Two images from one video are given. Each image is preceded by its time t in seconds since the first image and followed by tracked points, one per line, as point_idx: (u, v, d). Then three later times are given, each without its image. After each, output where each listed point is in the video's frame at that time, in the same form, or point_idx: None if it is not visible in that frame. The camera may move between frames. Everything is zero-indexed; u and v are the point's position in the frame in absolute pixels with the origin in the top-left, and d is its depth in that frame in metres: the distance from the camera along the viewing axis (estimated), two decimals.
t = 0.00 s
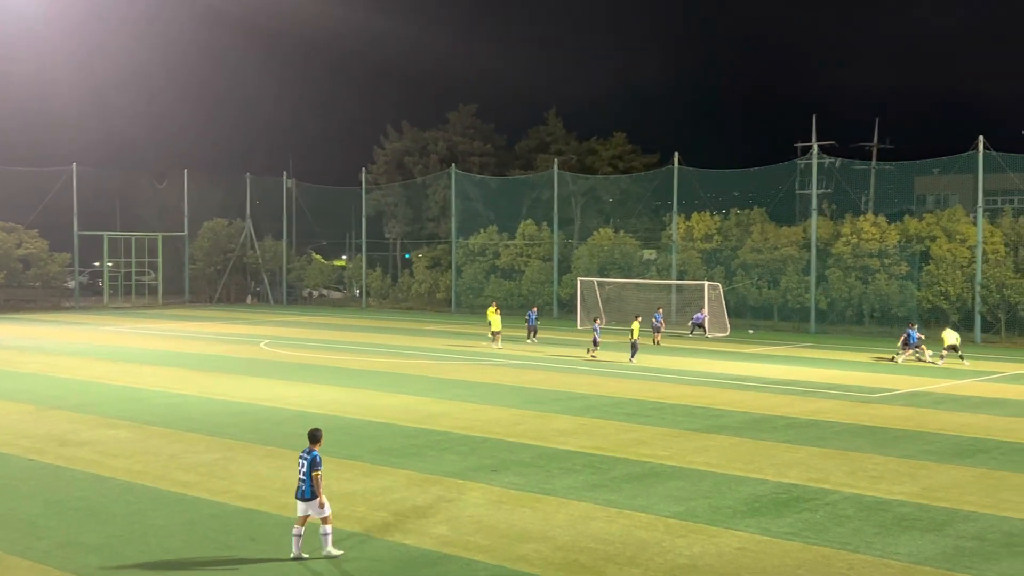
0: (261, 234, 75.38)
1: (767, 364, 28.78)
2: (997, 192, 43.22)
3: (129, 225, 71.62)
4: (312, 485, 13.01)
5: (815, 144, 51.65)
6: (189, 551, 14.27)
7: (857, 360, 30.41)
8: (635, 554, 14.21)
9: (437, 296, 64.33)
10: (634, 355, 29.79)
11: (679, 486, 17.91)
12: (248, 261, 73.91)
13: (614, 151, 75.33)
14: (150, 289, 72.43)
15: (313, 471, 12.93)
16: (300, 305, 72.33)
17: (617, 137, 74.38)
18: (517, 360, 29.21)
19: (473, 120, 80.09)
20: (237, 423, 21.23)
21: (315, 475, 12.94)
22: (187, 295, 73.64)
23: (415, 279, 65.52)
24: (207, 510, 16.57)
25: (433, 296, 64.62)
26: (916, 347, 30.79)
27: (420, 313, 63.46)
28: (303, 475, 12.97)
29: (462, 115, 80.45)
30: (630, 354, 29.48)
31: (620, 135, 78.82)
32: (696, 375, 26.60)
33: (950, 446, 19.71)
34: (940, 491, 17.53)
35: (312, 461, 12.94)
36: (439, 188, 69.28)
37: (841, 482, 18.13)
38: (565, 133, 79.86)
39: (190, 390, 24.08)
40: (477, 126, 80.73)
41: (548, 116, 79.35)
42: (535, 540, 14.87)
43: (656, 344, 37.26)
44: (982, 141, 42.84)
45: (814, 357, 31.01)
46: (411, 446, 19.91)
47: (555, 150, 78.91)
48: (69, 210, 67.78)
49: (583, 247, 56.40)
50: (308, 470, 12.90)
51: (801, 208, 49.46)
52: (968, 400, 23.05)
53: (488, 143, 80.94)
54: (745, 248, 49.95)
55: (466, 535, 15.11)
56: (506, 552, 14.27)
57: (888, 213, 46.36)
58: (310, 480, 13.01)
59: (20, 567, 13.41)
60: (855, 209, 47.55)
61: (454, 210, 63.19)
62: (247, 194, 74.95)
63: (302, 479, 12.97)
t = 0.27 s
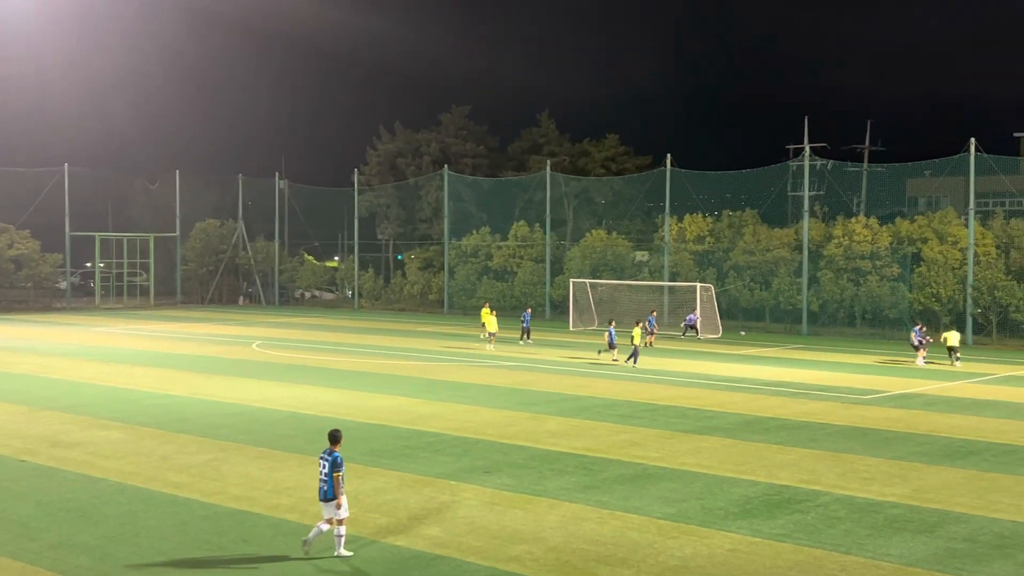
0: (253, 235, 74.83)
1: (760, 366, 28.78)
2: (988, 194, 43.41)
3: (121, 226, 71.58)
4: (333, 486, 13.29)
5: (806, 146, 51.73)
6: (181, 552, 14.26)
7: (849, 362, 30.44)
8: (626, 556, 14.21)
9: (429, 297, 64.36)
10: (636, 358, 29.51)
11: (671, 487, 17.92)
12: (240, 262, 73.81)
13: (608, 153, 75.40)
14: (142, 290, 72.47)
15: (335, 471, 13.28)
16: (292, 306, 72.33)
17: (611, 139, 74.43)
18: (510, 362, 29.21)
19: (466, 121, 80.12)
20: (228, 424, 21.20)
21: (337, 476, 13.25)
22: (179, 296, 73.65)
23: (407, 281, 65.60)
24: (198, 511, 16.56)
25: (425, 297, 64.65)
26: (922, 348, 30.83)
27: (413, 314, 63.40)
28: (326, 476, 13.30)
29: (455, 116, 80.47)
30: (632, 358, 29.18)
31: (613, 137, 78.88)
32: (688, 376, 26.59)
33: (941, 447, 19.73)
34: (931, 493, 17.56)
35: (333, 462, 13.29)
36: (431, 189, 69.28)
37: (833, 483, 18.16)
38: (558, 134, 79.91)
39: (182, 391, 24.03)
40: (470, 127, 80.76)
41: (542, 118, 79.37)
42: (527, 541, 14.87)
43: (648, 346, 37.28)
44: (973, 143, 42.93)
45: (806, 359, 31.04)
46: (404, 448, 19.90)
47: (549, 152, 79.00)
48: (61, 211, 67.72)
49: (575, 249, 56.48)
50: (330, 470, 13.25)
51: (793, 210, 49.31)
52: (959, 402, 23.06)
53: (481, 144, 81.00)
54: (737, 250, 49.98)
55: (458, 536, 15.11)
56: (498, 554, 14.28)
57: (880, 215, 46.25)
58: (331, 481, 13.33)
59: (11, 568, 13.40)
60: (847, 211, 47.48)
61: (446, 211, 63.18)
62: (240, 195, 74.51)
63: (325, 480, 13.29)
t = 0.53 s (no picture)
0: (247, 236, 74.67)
1: (754, 367, 28.79)
2: (981, 195, 43.79)
3: (116, 227, 71.50)
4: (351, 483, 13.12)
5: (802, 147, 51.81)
6: (175, 553, 14.24)
7: (844, 363, 30.43)
8: (621, 557, 14.21)
9: (423, 299, 64.22)
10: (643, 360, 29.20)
11: (666, 488, 17.92)
12: (235, 263, 73.68)
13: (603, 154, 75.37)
14: (136, 291, 72.21)
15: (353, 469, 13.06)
16: (287, 307, 72.17)
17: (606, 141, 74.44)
18: (505, 363, 29.19)
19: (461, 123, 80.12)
20: (223, 425, 21.16)
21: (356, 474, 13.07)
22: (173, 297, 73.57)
23: (402, 282, 65.49)
24: (193, 512, 16.54)
25: (420, 299, 64.52)
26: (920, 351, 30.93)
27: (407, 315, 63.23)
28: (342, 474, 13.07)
29: (450, 118, 80.45)
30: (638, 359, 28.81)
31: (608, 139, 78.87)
32: (683, 378, 26.59)
33: (935, 448, 19.74)
34: (925, 494, 17.58)
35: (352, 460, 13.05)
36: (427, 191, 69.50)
37: (827, 485, 18.17)
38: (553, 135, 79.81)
39: (176, 392, 23.98)
40: (465, 129, 80.76)
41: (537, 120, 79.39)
42: (521, 543, 14.87)
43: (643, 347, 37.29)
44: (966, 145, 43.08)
45: (802, 360, 31.03)
46: (398, 449, 19.89)
47: (543, 153, 78.94)
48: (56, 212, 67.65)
49: (570, 250, 56.47)
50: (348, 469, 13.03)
51: (788, 211, 49.42)
52: (954, 403, 23.07)
53: (476, 145, 81.02)
54: (731, 251, 50.02)
55: (453, 537, 15.11)
56: (493, 554, 14.27)
57: (874, 217, 46.47)
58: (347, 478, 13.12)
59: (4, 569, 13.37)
60: (841, 213, 47.61)
61: (441, 212, 63.10)
62: (234, 198, 74.33)
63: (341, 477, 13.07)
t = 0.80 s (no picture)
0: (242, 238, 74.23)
1: (748, 369, 28.80)
2: (976, 198, 43.88)
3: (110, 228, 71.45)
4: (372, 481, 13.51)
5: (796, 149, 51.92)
6: (169, 555, 14.22)
7: (838, 365, 30.46)
8: (615, 558, 14.21)
9: (418, 300, 64.18)
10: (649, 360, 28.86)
11: (660, 490, 17.93)
12: (229, 265, 73.75)
13: (597, 156, 75.31)
14: (131, 292, 72.33)
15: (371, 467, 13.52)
16: (281, 309, 72.22)
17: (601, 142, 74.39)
18: (499, 365, 29.18)
19: (456, 124, 80.14)
20: (216, 427, 21.14)
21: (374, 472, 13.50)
22: (167, 299, 73.57)
23: (397, 283, 65.41)
24: (188, 514, 16.52)
25: (414, 300, 64.42)
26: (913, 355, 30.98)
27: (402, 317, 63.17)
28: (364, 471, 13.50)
29: (445, 119, 80.40)
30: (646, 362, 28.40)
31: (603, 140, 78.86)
32: (677, 380, 26.59)
33: (929, 451, 19.76)
34: (919, 496, 17.60)
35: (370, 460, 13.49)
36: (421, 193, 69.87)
37: (821, 487, 18.20)
38: (547, 137, 79.76)
39: (170, 394, 23.94)
40: (459, 130, 80.72)
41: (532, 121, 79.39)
42: (515, 544, 14.87)
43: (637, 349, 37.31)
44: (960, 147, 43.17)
45: (796, 362, 31.06)
46: (392, 451, 19.86)
47: (538, 155, 78.89)
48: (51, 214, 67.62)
49: (565, 252, 56.46)
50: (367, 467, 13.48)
51: (782, 213, 49.66)
52: (948, 405, 23.10)
53: (471, 147, 81.08)
54: (726, 253, 50.16)
55: (447, 539, 15.10)
56: (486, 557, 14.27)
57: (869, 219, 46.73)
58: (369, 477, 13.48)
59: None
60: (835, 214, 47.84)
61: (436, 214, 63.17)
62: (229, 199, 74.05)
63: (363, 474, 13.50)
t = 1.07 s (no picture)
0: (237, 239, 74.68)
1: (745, 370, 28.80)
2: (972, 199, 43.79)
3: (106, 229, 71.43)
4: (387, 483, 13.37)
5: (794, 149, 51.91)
6: (165, 556, 14.20)
7: (835, 366, 30.45)
8: (611, 560, 14.20)
9: (415, 301, 64.08)
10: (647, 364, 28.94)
11: (656, 491, 17.93)
12: (225, 265, 73.66)
13: (594, 157, 75.35)
14: (127, 294, 71.58)
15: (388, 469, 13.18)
16: (277, 310, 72.37)
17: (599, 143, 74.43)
18: (496, 366, 29.17)
19: (453, 125, 79.95)
20: (212, 428, 21.12)
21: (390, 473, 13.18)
22: (164, 299, 73.46)
23: (393, 284, 65.28)
24: (183, 515, 16.51)
25: (411, 301, 64.36)
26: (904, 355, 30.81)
27: (398, 318, 63.08)
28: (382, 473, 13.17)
29: (442, 121, 80.28)
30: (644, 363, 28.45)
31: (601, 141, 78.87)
32: (674, 381, 26.58)
33: (926, 452, 19.76)
34: (915, 497, 17.60)
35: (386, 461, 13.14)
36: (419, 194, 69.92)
37: (818, 488, 18.20)
38: (544, 138, 79.72)
39: (166, 395, 23.93)
40: (456, 131, 80.57)
41: (528, 122, 79.25)
42: (511, 546, 14.85)
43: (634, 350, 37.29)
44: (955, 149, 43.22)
45: (793, 363, 31.04)
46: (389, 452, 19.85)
47: (535, 156, 78.78)
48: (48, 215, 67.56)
49: (561, 253, 56.38)
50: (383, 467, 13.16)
51: (778, 214, 49.46)
52: (944, 407, 23.09)
53: (468, 148, 80.82)
54: (722, 254, 50.12)
55: (443, 540, 15.09)
56: (482, 558, 14.26)
57: (864, 220, 46.49)
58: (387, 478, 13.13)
59: None
60: (832, 216, 47.79)
61: (432, 215, 63.22)
62: (226, 201, 74.49)
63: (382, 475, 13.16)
